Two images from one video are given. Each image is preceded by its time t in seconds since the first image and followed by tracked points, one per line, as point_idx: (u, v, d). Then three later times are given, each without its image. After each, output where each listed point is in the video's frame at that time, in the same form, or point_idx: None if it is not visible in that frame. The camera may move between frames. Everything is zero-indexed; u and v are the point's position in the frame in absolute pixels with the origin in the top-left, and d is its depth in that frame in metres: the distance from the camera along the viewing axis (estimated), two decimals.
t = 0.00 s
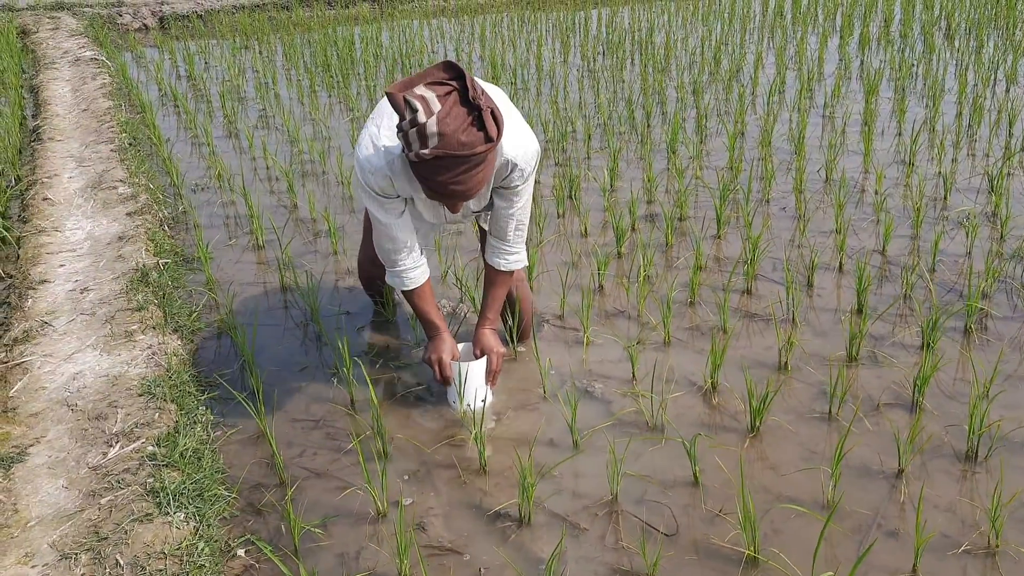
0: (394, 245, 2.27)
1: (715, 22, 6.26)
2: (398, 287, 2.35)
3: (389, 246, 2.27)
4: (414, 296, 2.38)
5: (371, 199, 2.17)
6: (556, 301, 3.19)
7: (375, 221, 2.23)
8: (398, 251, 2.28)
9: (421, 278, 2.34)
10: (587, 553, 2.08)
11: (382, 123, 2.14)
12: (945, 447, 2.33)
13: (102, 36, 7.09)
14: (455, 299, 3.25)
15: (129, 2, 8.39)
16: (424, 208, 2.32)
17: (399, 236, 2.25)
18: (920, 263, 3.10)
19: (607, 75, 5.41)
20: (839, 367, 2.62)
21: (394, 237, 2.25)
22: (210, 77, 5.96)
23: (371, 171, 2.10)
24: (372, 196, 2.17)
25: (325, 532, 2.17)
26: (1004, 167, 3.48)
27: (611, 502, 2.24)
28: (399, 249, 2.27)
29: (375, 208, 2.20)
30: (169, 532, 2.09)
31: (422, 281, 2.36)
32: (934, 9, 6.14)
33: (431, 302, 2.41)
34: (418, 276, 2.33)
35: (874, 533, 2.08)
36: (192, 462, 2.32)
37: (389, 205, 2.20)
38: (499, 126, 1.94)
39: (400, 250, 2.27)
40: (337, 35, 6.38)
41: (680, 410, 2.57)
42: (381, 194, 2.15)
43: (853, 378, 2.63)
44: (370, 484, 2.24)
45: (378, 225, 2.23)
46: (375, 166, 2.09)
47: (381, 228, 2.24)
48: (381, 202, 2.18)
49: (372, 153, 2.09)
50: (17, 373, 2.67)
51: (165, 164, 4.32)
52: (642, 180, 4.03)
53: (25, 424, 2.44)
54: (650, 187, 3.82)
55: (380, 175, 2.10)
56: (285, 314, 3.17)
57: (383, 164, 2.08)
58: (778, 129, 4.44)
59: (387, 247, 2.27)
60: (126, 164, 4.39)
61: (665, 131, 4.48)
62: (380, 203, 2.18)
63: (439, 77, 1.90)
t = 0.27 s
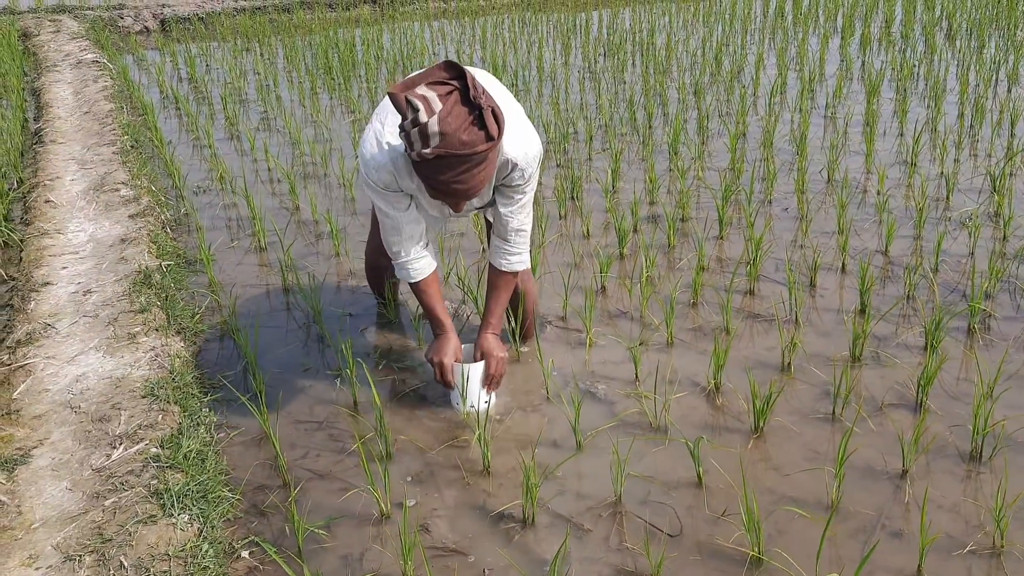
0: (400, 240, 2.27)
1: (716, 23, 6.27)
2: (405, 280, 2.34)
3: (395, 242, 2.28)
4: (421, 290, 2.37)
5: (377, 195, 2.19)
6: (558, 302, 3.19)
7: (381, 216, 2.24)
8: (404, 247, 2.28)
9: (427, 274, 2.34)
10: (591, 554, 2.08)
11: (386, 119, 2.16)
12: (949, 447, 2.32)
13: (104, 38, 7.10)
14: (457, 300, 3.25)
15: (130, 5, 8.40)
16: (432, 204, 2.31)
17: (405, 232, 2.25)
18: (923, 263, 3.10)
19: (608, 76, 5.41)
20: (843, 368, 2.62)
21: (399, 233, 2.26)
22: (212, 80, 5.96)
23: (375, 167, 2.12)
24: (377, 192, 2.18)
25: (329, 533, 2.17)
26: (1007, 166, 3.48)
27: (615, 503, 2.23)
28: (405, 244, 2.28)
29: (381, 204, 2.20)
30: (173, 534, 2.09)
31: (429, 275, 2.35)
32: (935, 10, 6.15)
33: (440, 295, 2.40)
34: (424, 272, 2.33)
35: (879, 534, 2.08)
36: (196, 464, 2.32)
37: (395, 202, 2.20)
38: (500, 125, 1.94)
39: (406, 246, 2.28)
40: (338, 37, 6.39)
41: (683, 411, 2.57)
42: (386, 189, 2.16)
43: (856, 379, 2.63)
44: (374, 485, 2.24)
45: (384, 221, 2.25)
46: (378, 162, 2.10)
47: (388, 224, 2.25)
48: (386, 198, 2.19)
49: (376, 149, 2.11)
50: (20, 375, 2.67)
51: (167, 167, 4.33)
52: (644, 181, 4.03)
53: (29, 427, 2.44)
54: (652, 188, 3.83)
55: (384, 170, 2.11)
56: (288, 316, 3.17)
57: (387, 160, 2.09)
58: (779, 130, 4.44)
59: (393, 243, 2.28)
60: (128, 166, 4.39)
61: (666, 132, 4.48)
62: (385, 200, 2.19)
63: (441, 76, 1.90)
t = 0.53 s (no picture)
0: (403, 251, 2.28)
1: (717, 23, 6.27)
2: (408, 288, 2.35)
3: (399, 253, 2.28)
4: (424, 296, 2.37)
5: (378, 207, 2.19)
6: (560, 301, 3.19)
7: (384, 227, 2.25)
8: (408, 258, 2.29)
9: (432, 282, 2.34)
10: (594, 553, 2.08)
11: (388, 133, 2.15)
12: (953, 446, 2.32)
13: (105, 40, 7.10)
14: (460, 300, 3.25)
15: (131, 6, 8.41)
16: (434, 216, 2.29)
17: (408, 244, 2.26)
18: (925, 262, 3.10)
19: (609, 76, 5.41)
20: (846, 366, 2.62)
21: (403, 244, 2.26)
22: (213, 80, 5.97)
23: (376, 182, 2.12)
24: (378, 205, 2.18)
25: (331, 532, 2.17)
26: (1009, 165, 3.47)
27: (618, 502, 2.23)
28: (408, 255, 2.28)
29: (385, 214, 2.20)
30: (176, 533, 2.09)
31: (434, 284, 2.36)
32: (936, 10, 6.15)
33: (443, 300, 2.40)
34: (428, 281, 2.33)
35: (882, 532, 2.08)
36: (198, 463, 2.32)
37: (397, 214, 2.19)
38: (499, 145, 1.93)
39: (409, 256, 2.28)
40: (339, 38, 6.39)
41: (686, 410, 2.57)
42: (388, 202, 2.16)
43: (859, 377, 2.63)
44: (376, 484, 2.24)
45: (388, 233, 2.25)
46: (378, 176, 2.10)
47: (391, 236, 2.25)
48: (388, 211, 2.19)
49: (376, 164, 2.11)
50: (23, 375, 2.67)
51: (169, 167, 4.33)
52: (645, 180, 4.03)
53: (32, 426, 2.44)
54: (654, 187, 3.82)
55: (385, 186, 2.11)
56: (290, 316, 3.17)
57: (387, 175, 2.09)
58: (781, 129, 4.44)
59: (396, 254, 2.29)
60: (130, 167, 4.39)
61: (667, 132, 4.48)
62: (388, 212, 2.19)
63: (439, 96, 1.88)
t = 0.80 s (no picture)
0: (411, 262, 2.27)
1: (716, 23, 6.27)
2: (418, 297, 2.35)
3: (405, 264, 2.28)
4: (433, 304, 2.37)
5: (390, 219, 2.19)
6: (560, 302, 3.19)
7: (392, 237, 2.24)
8: (414, 268, 2.28)
9: (437, 291, 2.34)
10: (593, 554, 2.08)
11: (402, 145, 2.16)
12: (951, 446, 2.32)
13: (104, 41, 7.11)
14: (459, 301, 3.25)
15: (130, 7, 8.41)
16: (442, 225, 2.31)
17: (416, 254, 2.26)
18: (924, 262, 3.10)
19: (609, 77, 5.42)
20: (844, 367, 2.62)
21: (410, 255, 2.26)
22: (213, 82, 5.97)
23: (390, 193, 2.12)
24: (391, 216, 2.18)
25: (330, 533, 2.17)
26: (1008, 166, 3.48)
27: (617, 503, 2.23)
28: (415, 266, 2.28)
29: (395, 225, 2.20)
30: (175, 534, 2.09)
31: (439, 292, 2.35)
32: (935, 10, 6.15)
33: (451, 309, 2.40)
34: (433, 290, 2.33)
35: (881, 532, 2.07)
36: (198, 464, 2.32)
37: (410, 226, 2.20)
38: (519, 156, 1.93)
39: (416, 267, 2.28)
40: (339, 39, 6.40)
41: (685, 411, 2.57)
42: (401, 213, 2.16)
43: (858, 378, 2.63)
44: (376, 485, 2.24)
45: (395, 244, 2.24)
46: (393, 189, 2.11)
47: (398, 246, 2.25)
48: (399, 222, 2.19)
49: (391, 175, 2.12)
50: (22, 376, 2.67)
51: (168, 169, 4.33)
52: (645, 181, 4.03)
53: (30, 427, 2.44)
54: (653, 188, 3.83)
55: (400, 197, 2.11)
56: (289, 317, 3.17)
57: (402, 186, 2.09)
58: (780, 130, 4.44)
59: (402, 264, 2.28)
60: (129, 168, 4.39)
61: (667, 132, 4.48)
62: (398, 223, 2.19)
63: (458, 108, 1.88)
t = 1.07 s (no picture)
0: (402, 264, 2.27)
1: (716, 26, 6.28)
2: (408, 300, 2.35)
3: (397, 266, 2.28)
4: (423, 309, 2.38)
5: (380, 220, 2.20)
6: (560, 304, 3.19)
7: (383, 238, 2.24)
8: (406, 270, 2.28)
9: (429, 294, 2.34)
10: (593, 557, 2.08)
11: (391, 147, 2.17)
12: (951, 449, 2.32)
13: (104, 43, 7.11)
14: (459, 303, 3.25)
15: (131, 10, 8.42)
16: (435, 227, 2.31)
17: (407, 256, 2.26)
18: (924, 265, 3.10)
19: (609, 79, 5.42)
20: (845, 369, 2.62)
21: (401, 257, 2.26)
22: (213, 84, 5.97)
23: (380, 194, 2.13)
24: (381, 217, 2.19)
25: (331, 536, 2.17)
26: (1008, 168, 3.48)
27: (617, 505, 2.23)
28: (407, 268, 2.28)
29: (385, 226, 2.21)
30: (175, 537, 2.09)
31: (431, 298, 2.36)
32: (935, 12, 6.16)
33: (442, 314, 2.40)
34: (425, 293, 2.33)
35: (881, 535, 2.08)
36: (198, 467, 2.33)
37: (400, 227, 2.21)
38: (504, 157, 1.93)
39: (407, 268, 2.28)
40: (339, 41, 6.40)
41: (685, 413, 2.57)
42: (391, 215, 2.17)
43: (858, 380, 2.63)
44: (376, 488, 2.24)
45: (386, 245, 2.25)
46: (383, 189, 2.12)
47: (389, 248, 2.25)
48: (389, 223, 2.20)
49: (380, 176, 2.13)
50: (23, 379, 2.67)
51: (169, 171, 4.33)
52: (645, 183, 4.04)
53: (31, 430, 2.45)
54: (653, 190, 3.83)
55: (389, 198, 2.12)
56: (289, 320, 3.17)
57: (392, 187, 2.10)
58: (780, 132, 4.45)
59: (394, 266, 2.28)
60: (130, 170, 4.40)
61: (667, 134, 4.49)
62: (388, 224, 2.20)
63: (442, 109, 1.88)
